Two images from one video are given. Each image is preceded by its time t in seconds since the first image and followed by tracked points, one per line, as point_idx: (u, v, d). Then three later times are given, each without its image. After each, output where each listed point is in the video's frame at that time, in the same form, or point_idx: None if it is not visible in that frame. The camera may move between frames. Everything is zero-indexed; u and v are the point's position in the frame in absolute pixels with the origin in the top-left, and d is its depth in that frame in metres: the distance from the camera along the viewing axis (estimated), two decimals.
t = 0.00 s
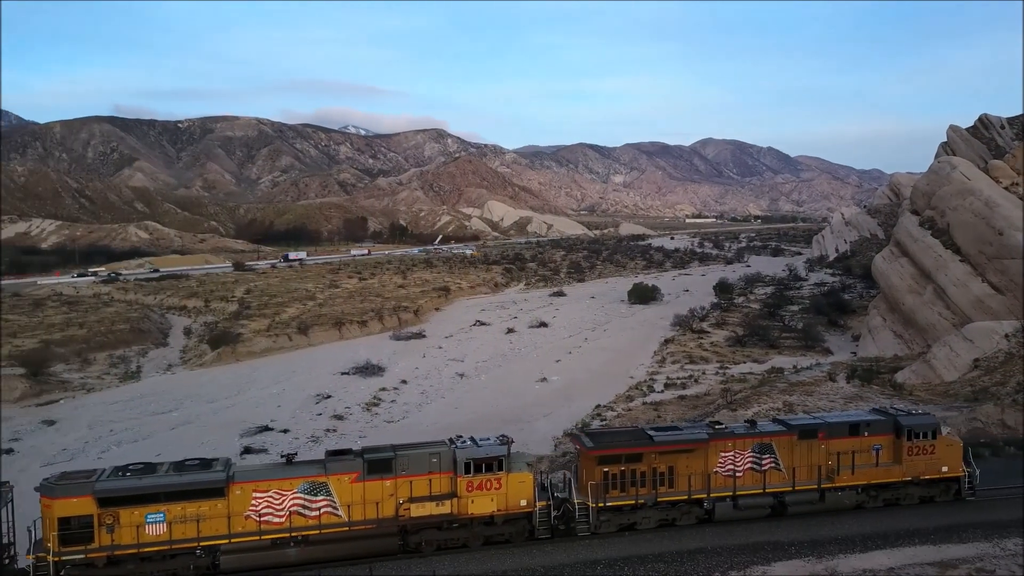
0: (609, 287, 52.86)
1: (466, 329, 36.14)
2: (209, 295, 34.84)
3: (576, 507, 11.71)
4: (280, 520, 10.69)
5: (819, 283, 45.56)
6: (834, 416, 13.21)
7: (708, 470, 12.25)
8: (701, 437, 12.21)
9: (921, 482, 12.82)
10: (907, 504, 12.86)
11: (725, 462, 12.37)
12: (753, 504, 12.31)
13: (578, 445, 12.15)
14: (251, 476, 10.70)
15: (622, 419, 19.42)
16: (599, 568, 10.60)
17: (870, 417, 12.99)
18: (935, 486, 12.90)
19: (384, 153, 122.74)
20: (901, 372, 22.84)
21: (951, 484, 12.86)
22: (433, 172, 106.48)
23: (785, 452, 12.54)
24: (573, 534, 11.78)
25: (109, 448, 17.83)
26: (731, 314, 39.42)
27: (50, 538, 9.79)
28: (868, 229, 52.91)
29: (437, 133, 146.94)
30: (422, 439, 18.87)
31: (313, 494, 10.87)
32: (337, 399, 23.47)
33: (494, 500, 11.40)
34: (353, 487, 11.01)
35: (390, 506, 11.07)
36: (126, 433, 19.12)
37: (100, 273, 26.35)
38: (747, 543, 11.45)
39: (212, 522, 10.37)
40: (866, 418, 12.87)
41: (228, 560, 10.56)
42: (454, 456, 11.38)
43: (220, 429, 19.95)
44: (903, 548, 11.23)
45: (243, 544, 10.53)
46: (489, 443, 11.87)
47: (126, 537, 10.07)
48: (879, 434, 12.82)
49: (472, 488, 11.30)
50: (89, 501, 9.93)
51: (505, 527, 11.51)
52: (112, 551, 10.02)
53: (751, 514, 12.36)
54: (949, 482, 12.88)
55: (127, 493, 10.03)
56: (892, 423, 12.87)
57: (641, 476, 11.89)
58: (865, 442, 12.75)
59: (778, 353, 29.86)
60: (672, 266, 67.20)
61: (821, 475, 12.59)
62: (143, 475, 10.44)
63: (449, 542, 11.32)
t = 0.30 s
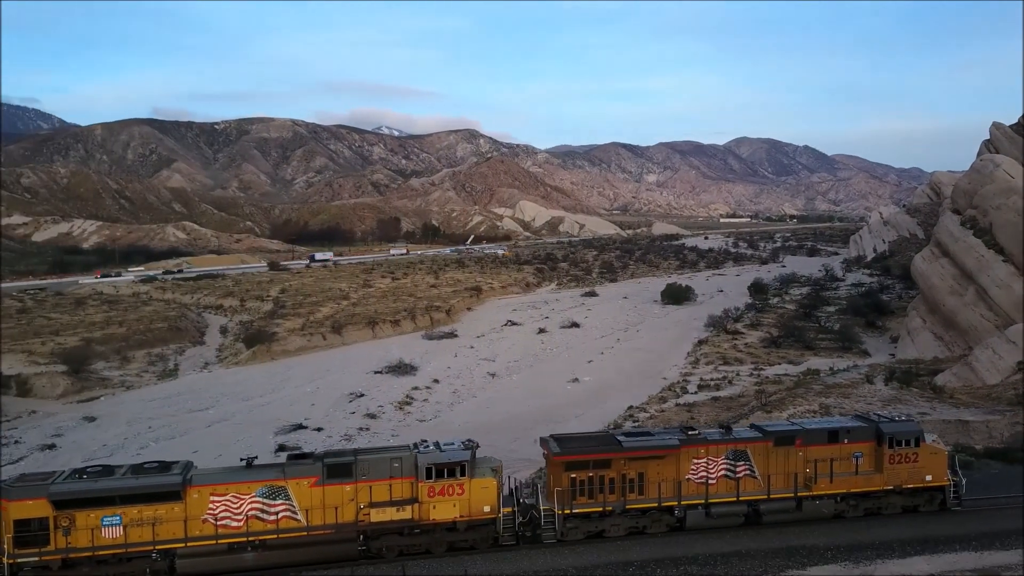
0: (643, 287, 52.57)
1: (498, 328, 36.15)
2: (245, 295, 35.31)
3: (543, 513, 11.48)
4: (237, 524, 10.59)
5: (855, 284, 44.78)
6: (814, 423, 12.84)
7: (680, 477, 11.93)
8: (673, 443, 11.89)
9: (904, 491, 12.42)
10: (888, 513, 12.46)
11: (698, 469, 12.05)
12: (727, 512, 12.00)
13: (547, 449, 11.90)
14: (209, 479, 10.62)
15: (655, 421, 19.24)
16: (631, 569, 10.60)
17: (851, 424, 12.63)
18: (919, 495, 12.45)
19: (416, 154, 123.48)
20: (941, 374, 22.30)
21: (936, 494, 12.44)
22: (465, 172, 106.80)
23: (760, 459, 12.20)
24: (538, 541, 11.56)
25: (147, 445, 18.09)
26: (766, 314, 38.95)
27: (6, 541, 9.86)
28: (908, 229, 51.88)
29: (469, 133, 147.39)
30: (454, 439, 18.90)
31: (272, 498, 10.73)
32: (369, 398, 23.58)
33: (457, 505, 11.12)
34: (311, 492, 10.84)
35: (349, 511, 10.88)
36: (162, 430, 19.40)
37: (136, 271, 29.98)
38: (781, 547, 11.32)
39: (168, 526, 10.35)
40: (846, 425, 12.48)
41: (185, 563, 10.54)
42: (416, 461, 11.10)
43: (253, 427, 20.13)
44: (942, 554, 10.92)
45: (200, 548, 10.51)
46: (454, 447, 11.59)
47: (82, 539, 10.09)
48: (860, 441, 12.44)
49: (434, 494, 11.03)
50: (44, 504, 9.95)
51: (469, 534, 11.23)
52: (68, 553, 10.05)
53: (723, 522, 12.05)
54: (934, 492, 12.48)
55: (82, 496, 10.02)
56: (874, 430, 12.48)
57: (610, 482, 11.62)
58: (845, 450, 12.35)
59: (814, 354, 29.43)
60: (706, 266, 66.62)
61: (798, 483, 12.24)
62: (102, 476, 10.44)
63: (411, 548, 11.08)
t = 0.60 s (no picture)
0: (677, 287, 52.23)
1: (529, 328, 36.19)
2: (280, 294, 35.83)
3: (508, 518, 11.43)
4: (194, 527, 10.70)
5: (893, 285, 44.02)
6: (790, 429, 12.70)
7: (647, 482, 11.80)
8: (640, 449, 11.82)
9: (882, 499, 12.19)
10: (866, 522, 12.23)
11: (666, 475, 11.93)
12: (696, 520, 11.84)
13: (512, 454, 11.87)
14: (167, 481, 10.75)
15: (686, 422, 19.13)
16: (661, 571, 10.57)
17: (828, 430, 12.47)
18: (898, 504, 12.22)
19: (448, 154, 124.18)
20: (981, 376, 21.78)
21: (916, 503, 12.19)
22: (497, 173, 107.18)
23: (730, 465, 12.06)
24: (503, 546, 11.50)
25: (184, 442, 18.38)
26: (802, 315, 38.46)
27: None
28: (949, 229, 50.84)
29: (501, 133, 147.62)
30: (484, 438, 18.95)
31: (230, 501, 10.84)
32: (401, 397, 23.72)
33: (416, 510, 11.18)
34: (269, 495, 10.94)
35: (307, 515, 10.97)
36: (199, 427, 19.71)
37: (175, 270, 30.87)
38: (816, 552, 11.17)
39: (125, 528, 10.48)
40: (821, 431, 12.34)
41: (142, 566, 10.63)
42: (376, 465, 11.17)
43: (287, 425, 20.34)
44: (984, 560, 10.54)
45: (157, 550, 10.59)
46: (415, 452, 11.69)
47: (39, 539, 10.20)
48: (836, 447, 12.26)
49: (393, 498, 11.11)
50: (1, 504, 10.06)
51: (429, 540, 11.27)
52: (24, 554, 10.15)
53: (693, 530, 11.87)
54: (914, 501, 12.22)
55: (40, 496, 10.13)
56: (850, 437, 12.31)
57: (575, 488, 11.58)
58: (820, 456, 12.18)
59: (850, 356, 29.00)
60: (740, 266, 65.99)
61: (769, 491, 12.06)
62: (59, 478, 10.57)
63: (371, 552, 11.17)
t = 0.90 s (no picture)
0: (711, 287, 51.74)
1: (560, 328, 36.11)
2: (314, 294, 36.20)
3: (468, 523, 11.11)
4: (152, 529, 10.59)
5: (933, 285, 43.15)
6: (762, 434, 12.19)
7: (613, 488, 11.40)
8: (604, 453, 11.40)
9: (856, 507, 11.72)
10: (840, 530, 11.79)
11: (632, 481, 11.49)
12: (662, 526, 11.46)
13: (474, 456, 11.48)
14: (126, 482, 10.64)
15: (719, 423, 18.93)
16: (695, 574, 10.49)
17: (801, 435, 11.96)
18: (874, 512, 11.75)
19: (480, 154, 124.54)
20: None
21: (891, 511, 11.77)
22: (529, 173, 107.19)
23: (699, 470, 11.60)
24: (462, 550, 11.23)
25: (219, 439, 18.62)
26: (838, 316, 37.83)
27: None
28: (991, 228, 49.68)
29: (534, 133, 147.61)
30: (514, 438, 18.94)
31: (188, 503, 10.70)
32: (433, 396, 23.83)
33: (374, 514, 10.98)
34: (227, 498, 10.79)
35: (264, 517, 10.82)
36: (234, 424, 19.96)
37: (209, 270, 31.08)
38: (852, 556, 11.02)
39: (83, 529, 10.41)
40: (794, 436, 11.83)
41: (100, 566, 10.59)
42: (334, 469, 10.95)
43: (321, 424, 20.51)
44: None
45: (114, 551, 10.52)
46: (375, 454, 11.43)
47: None
48: (809, 453, 11.75)
49: (352, 502, 10.93)
50: None
51: (388, 544, 11.14)
52: None
53: (658, 536, 11.51)
54: (889, 509, 11.78)
55: None
56: (825, 442, 11.78)
57: (538, 492, 11.20)
58: (792, 462, 11.69)
59: (888, 358, 28.48)
60: (775, 266, 65.24)
61: (740, 497, 11.64)
62: (19, 479, 10.51)
63: (330, 555, 11.08)
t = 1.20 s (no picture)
0: (747, 286, 51.20)
1: (594, 327, 36.00)
2: (350, 291, 36.54)
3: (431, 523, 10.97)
4: (115, 527, 10.45)
5: (977, 284, 42.23)
6: (732, 437, 12.04)
7: (578, 490, 11.29)
8: (569, 454, 11.31)
9: (826, 512, 11.54)
10: (811, 536, 11.58)
11: (598, 483, 11.38)
12: (629, 530, 11.26)
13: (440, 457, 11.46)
14: (90, 480, 10.52)
15: (756, 423, 18.70)
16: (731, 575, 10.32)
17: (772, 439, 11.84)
18: (847, 518, 11.56)
19: (515, 152, 124.70)
20: None
21: (866, 517, 11.56)
22: (563, 171, 107.02)
23: (667, 473, 11.46)
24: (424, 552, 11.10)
25: (257, 434, 18.89)
26: (878, 316, 37.19)
27: None
28: None
29: (568, 130, 147.27)
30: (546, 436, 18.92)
31: (151, 501, 10.55)
32: (467, 393, 23.94)
33: (336, 514, 10.78)
34: (189, 497, 10.63)
35: (225, 516, 10.65)
36: (271, 420, 20.21)
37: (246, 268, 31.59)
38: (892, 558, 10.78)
39: (48, 525, 10.27)
40: (765, 441, 11.73)
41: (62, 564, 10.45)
42: (297, 469, 10.80)
43: (357, 420, 20.69)
44: None
45: (76, 549, 10.38)
46: (338, 455, 11.30)
47: None
48: (779, 457, 11.62)
49: (313, 501, 10.75)
50: None
51: (350, 545, 10.92)
52: None
53: (623, 539, 11.30)
54: (863, 514, 11.57)
55: None
56: (795, 446, 11.65)
57: (503, 493, 11.12)
58: (762, 466, 11.56)
59: (930, 358, 27.91)
60: (813, 264, 64.43)
61: (708, 501, 11.44)
62: None
63: (294, 555, 10.88)
